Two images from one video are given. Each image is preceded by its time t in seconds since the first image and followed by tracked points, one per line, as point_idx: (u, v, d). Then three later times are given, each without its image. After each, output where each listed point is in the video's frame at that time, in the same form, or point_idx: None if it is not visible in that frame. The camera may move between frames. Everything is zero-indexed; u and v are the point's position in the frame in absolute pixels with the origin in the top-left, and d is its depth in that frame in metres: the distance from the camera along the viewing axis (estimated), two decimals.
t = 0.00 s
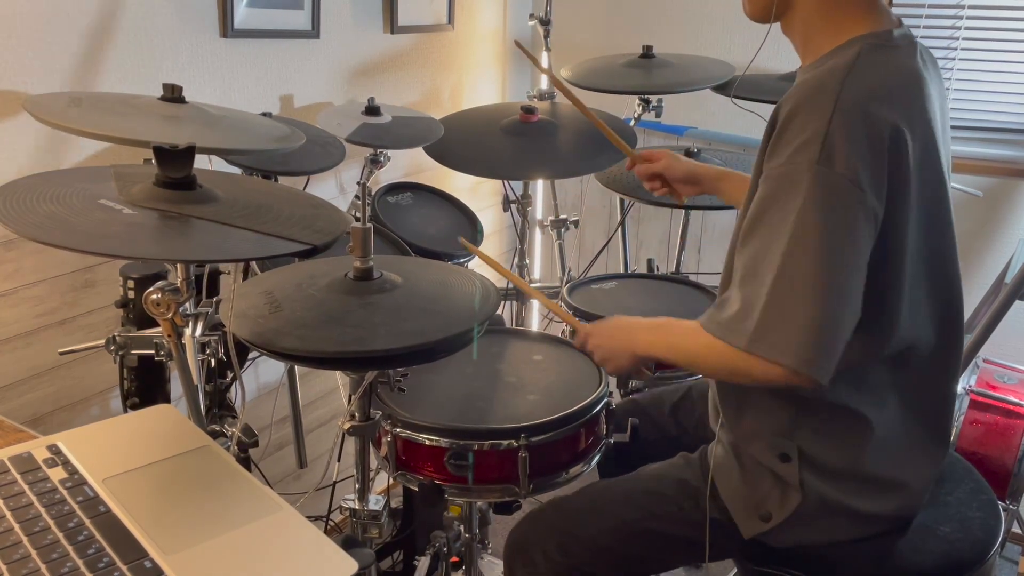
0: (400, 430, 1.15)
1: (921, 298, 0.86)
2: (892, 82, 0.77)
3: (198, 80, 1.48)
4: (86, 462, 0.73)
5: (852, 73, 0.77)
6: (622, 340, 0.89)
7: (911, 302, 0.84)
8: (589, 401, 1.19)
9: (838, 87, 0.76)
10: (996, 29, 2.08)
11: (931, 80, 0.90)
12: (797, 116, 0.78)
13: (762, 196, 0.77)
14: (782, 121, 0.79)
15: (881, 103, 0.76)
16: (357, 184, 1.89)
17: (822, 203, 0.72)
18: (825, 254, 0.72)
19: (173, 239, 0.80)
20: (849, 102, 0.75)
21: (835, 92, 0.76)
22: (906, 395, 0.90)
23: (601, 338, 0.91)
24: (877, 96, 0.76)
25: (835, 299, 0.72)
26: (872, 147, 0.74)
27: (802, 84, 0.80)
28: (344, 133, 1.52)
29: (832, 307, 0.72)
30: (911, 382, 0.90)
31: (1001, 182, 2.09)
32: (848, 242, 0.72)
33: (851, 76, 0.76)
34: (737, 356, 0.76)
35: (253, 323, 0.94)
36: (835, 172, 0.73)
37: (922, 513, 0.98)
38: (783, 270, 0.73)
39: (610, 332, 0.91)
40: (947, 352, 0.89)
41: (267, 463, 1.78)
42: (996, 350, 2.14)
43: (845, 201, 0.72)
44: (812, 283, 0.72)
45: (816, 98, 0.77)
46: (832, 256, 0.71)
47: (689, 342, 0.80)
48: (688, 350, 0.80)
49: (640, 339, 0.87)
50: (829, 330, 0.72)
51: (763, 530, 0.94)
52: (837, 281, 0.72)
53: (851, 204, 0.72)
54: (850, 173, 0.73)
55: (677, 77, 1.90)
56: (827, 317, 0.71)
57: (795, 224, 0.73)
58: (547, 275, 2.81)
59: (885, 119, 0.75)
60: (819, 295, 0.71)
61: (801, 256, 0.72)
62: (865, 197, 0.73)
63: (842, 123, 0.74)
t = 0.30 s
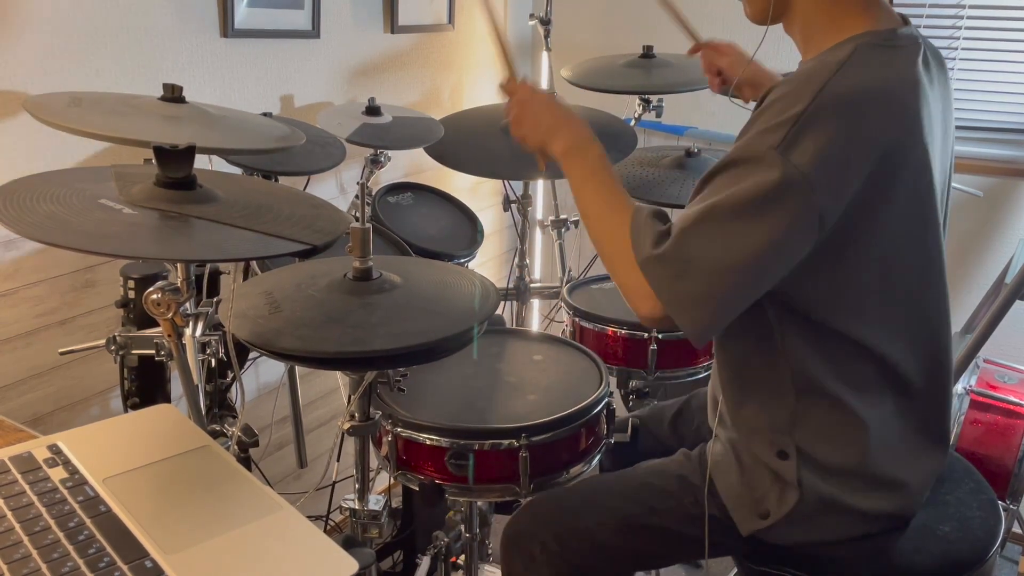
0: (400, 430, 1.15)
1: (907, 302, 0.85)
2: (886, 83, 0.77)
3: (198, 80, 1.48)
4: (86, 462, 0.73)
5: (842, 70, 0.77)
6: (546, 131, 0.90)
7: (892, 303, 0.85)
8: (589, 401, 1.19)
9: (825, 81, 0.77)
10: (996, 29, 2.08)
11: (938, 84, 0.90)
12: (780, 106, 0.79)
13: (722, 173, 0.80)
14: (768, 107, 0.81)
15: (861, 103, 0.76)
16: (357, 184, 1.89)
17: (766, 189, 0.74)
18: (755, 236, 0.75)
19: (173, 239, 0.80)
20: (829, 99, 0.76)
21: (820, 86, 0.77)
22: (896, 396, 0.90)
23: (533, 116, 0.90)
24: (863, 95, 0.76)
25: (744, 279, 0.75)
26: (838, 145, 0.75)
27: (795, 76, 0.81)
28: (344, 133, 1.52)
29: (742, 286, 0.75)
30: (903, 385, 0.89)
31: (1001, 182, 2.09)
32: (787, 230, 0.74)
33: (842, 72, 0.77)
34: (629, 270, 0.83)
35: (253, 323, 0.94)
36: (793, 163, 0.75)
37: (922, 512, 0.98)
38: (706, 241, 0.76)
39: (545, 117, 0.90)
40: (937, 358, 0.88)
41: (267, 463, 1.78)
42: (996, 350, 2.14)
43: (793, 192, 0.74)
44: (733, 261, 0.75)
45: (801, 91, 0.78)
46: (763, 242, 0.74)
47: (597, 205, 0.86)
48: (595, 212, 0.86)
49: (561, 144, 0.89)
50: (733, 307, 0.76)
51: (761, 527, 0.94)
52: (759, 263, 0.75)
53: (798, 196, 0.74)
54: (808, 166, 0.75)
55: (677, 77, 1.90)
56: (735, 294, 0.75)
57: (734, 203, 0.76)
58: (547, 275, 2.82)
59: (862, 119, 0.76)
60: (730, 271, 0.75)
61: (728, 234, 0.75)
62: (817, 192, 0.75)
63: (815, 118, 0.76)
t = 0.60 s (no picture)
0: (400, 430, 1.15)
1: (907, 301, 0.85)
2: (869, 81, 0.78)
3: (198, 80, 1.48)
4: (86, 463, 0.73)
5: (824, 71, 0.78)
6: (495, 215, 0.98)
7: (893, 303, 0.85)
8: (589, 401, 1.19)
9: (807, 82, 0.78)
10: (996, 29, 2.08)
11: (931, 78, 0.89)
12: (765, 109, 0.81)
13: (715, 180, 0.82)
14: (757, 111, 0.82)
15: (846, 102, 0.77)
16: (357, 184, 1.89)
17: (753, 195, 0.77)
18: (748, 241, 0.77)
19: (173, 239, 0.80)
20: (813, 100, 0.77)
21: (802, 88, 0.78)
22: (897, 393, 0.90)
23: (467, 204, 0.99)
24: (847, 94, 0.77)
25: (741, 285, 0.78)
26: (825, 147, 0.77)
27: (780, 79, 0.82)
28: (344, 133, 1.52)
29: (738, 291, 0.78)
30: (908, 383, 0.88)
31: (1001, 182, 2.09)
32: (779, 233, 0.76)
33: (824, 72, 0.78)
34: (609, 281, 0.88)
35: (253, 323, 0.94)
36: (779, 166, 0.77)
37: (922, 513, 0.98)
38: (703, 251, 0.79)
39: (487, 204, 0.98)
40: (938, 355, 0.88)
41: (267, 463, 1.78)
42: (996, 350, 2.14)
43: (780, 196, 0.76)
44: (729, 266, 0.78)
45: (784, 94, 0.79)
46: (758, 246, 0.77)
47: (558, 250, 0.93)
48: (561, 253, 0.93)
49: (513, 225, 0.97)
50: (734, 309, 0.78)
51: (761, 530, 0.94)
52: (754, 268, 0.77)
53: (785, 202, 0.76)
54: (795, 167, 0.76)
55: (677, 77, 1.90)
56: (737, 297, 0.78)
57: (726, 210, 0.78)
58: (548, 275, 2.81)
59: (848, 116, 0.77)
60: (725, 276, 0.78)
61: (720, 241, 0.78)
62: (808, 192, 0.76)
63: (801, 120, 0.77)
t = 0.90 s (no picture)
0: (400, 430, 1.15)
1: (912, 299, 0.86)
2: (882, 80, 0.78)
3: (198, 80, 1.48)
4: (86, 463, 0.73)
5: (838, 71, 0.78)
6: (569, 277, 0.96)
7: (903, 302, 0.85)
8: (589, 401, 1.19)
9: (823, 82, 0.77)
10: (996, 29, 2.08)
11: (935, 78, 0.90)
12: (784, 110, 0.79)
13: (743, 184, 0.80)
14: (773, 113, 0.81)
15: (865, 99, 0.76)
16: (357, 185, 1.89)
17: (788, 197, 0.75)
18: (788, 243, 0.74)
19: (173, 239, 0.80)
20: (833, 98, 0.76)
21: (819, 87, 0.77)
22: (905, 392, 0.90)
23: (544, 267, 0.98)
24: (864, 92, 0.77)
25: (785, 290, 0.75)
26: (849, 145, 0.76)
27: (793, 80, 0.81)
28: (344, 134, 1.52)
29: (783, 297, 0.75)
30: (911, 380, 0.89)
31: (1001, 182, 2.09)
32: (812, 233, 0.75)
33: (837, 73, 0.77)
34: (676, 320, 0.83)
35: (253, 323, 0.94)
36: (809, 165, 0.75)
37: (923, 513, 0.98)
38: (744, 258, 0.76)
39: (562, 266, 0.97)
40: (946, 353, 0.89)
41: (267, 463, 1.78)
42: (996, 350, 2.14)
43: (811, 194, 0.75)
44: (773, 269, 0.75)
45: (802, 94, 0.78)
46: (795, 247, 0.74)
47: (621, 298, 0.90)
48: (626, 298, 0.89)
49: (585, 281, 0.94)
50: (778, 314, 0.75)
51: (766, 528, 0.94)
52: (793, 270, 0.75)
53: (816, 201, 0.74)
54: (823, 166, 0.75)
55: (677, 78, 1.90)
56: (781, 303, 0.75)
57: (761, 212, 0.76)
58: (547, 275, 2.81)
59: (869, 116, 0.76)
60: (772, 281, 0.75)
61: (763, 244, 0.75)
62: (835, 191, 0.75)
63: (823, 118, 0.76)
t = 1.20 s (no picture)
0: (400, 430, 1.15)
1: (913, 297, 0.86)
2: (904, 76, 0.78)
3: (198, 80, 1.48)
4: (86, 462, 0.73)
5: (864, 63, 0.78)
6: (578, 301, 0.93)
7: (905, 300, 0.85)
8: (589, 401, 1.19)
9: (849, 70, 0.77)
10: (996, 29, 2.08)
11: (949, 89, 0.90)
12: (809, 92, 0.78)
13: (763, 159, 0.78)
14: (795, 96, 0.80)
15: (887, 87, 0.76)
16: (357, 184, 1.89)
17: (814, 170, 0.73)
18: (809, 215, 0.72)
19: (172, 239, 0.80)
20: (859, 87, 0.75)
21: (845, 75, 0.76)
22: (902, 392, 0.90)
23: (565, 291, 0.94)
24: (888, 86, 0.77)
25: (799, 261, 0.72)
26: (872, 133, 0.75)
27: (817, 67, 0.81)
28: (344, 134, 1.52)
29: (797, 269, 0.72)
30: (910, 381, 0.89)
31: (1001, 182, 2.08)
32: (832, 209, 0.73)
33: (862, 65, 0.77)
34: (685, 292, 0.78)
35: (253, 323, 0.94)
36: (835, 144, 0.74)
37: (922, 512, 0.98)
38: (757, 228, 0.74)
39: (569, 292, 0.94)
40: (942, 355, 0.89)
41: (267, 463, 1.78)
42: (996, 350, 2.14)
43: (835, 168, 0.73)
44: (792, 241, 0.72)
45: (827, 79, 0.77)
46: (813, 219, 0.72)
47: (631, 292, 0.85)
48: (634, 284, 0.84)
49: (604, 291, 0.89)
50: (790, 285, 0.72)
51: (762, 528, 0.94)
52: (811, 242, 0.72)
53: (838, 174, 0.73)
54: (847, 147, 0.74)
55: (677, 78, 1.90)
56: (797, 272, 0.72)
57: (783, 183, 0.74)
58: (547, 275, 2.82)
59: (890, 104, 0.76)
60: (787, 252, 0.72)
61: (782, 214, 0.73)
62: (859, 174, 0.74)
63: (848, 103, 0.75)
